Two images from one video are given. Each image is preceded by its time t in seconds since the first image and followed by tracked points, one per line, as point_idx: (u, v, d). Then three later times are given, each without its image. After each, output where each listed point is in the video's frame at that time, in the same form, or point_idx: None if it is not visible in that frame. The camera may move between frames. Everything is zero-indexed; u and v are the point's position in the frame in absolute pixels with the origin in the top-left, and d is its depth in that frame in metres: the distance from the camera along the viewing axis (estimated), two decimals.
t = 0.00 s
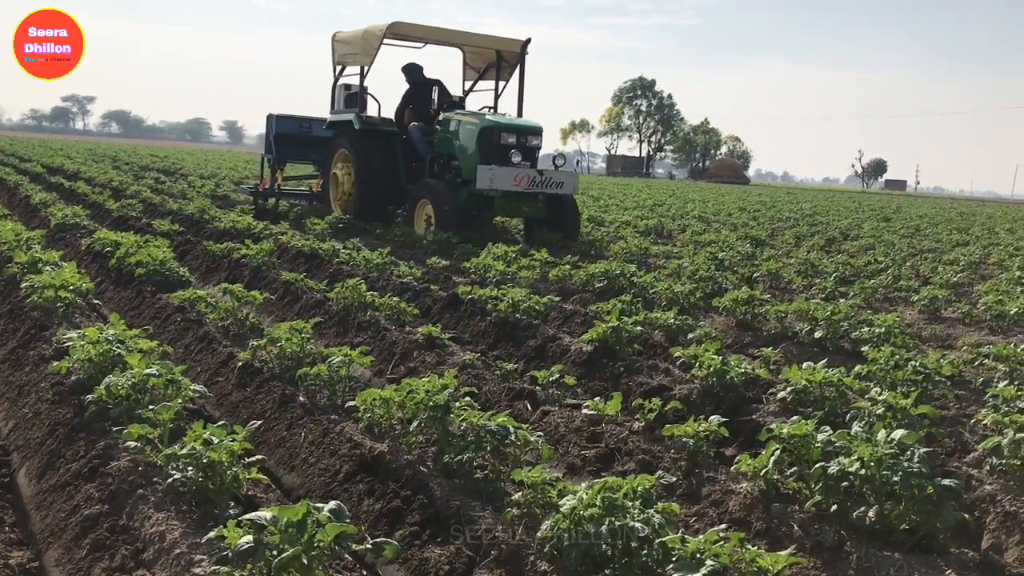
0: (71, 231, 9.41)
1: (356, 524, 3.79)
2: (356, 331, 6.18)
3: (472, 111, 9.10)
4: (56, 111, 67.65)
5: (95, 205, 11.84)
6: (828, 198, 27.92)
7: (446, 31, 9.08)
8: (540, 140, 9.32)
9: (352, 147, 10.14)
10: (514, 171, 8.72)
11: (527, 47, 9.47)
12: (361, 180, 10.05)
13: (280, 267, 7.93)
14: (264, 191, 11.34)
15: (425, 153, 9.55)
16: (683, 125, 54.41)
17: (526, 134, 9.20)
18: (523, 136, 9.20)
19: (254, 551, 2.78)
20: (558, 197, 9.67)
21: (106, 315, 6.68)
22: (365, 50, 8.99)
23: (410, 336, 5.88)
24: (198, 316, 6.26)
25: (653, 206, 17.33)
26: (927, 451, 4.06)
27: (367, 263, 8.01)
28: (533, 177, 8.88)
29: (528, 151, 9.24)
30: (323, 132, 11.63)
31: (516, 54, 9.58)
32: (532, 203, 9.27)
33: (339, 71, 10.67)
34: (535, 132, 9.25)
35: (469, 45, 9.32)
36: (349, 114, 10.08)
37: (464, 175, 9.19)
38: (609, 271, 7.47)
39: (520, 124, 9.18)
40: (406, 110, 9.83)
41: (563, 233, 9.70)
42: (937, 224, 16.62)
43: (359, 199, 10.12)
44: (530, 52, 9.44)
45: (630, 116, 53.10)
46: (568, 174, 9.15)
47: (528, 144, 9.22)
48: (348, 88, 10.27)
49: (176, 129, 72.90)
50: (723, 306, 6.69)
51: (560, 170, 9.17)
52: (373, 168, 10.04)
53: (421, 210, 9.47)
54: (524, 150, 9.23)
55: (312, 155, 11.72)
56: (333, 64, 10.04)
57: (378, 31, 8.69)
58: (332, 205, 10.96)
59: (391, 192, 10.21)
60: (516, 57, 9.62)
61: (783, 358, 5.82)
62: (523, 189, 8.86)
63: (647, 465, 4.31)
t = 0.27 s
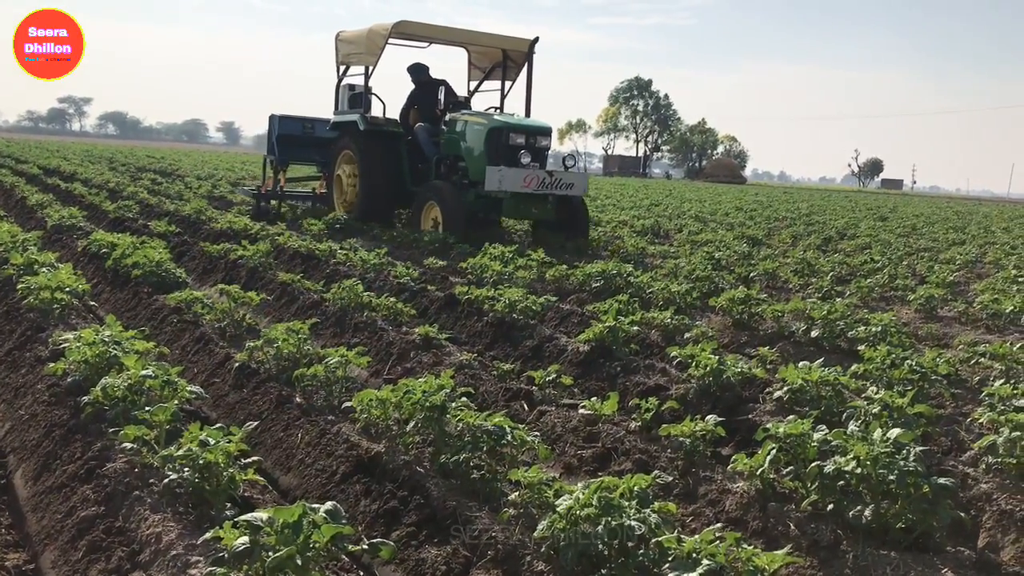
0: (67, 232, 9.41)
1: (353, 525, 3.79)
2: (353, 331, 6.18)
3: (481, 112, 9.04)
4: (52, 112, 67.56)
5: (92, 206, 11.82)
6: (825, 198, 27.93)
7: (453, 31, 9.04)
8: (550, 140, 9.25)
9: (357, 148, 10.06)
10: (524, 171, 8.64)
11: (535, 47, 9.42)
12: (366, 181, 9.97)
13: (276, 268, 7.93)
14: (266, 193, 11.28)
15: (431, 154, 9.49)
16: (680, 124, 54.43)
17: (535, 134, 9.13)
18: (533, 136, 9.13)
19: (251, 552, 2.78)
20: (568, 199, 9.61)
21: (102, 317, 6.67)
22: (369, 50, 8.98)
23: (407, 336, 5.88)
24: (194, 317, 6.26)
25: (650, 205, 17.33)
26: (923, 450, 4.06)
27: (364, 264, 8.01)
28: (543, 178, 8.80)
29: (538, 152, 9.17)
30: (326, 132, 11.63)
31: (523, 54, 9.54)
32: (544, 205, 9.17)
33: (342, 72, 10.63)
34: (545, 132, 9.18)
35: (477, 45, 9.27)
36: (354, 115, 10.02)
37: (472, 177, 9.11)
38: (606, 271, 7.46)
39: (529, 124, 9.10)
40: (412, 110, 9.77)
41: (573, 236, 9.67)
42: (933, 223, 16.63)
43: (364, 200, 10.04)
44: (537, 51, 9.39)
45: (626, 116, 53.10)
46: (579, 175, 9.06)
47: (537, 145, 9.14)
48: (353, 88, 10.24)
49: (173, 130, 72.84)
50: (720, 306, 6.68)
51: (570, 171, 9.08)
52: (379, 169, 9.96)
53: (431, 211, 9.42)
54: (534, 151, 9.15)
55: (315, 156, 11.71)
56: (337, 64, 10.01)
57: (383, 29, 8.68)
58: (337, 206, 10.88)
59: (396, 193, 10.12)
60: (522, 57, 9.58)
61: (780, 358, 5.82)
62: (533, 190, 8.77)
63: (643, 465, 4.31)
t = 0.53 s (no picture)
0: (64, 233, 9.39)
1: (351, 525, 3.78)
2: (351, 331, 6.17)
3: (488, 111, 8.94)
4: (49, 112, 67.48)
5: (89, 207, 11.79)
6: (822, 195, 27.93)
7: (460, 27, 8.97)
8: (559, 138, 9.16)
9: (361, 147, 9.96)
10: (533, 171, 8.55)
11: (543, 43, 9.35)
12: (371, 180, 9.87)
13: (273, 268, 7.91)
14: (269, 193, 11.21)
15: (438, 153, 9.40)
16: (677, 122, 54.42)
17: (544, 132, 9.04)
18: (542, 135, 9.04)
19: (248, 552, 2.77)
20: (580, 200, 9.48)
21: (99, 317, 6.66)
22: (374, 46, 8.94)
23: (404, 336, 5.86)
24: (191, 317, 6.24)
25: (647, 203, 17.32)
26: (921, 446, 4.06)
27: (361, 263, 8.00)
28: (553, 177, 8.71)
29: (547, 150, 9.08)
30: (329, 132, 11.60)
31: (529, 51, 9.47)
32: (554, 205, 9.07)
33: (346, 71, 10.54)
34: (554, 129, 9.08)
35: (484, 41, 9.20)
36: (359, 113, 9.92)
37: (481, 176, 9.02)
38: (604, 270, 7.44)
39: (537, 122, 9.01)
40: (417, 108, 9.68)
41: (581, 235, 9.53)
42: (930, 220, 16.63)
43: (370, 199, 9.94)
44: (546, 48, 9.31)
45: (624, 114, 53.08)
46: (590, 173, 8.96)
47: (547, 143, 9.05)
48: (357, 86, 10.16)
49: (170, 130, 72.77)
50: (717, 303, 6.66)
51: (580, 169, 8.99)
52: (384, 168, 9.86)
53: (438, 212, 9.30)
54: (543, 149, 9.06)
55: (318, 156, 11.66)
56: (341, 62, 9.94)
57: (388, 26, 8.65)
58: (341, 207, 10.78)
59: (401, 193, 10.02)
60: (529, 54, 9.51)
61: (778, 355, 5.81)
62: (544, 190, 8.68)
63: (642, 463, 4.30)
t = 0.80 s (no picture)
0: (61, 232, 9.37)
1: (348, 523, 3.78)
2: (349, 329, 6.16)
3: (498, 108, 8.75)
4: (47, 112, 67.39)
5: (86, 206, 11.78)
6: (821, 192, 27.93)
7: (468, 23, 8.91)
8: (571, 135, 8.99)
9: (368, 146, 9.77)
10: (546, 169, 8.38)
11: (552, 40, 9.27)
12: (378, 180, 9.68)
13: (271, 266, 7.90)
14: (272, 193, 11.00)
15: (445, 152, 9.21)
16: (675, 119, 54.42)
17: (556, 130, 8.86)
18: (553, 132, 8.86)
19: (244, 550, 2.77)
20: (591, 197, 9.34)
21: (97, 317, 6.65)
22: (381, 43, 8.90)
23: (402, 333, 5.86)
24: (189, 316, 6.24)
25: (645, 201, 17.32)
26: (919, 442, 4.05)
27: (359, 262, 8.00)
28: (566, 176, 8.54)
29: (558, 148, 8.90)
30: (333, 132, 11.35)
31: (537, 48, 9.40)
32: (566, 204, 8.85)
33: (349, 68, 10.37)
34: (565, 127, 8.91)
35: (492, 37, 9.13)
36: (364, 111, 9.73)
37: (490, 175, 8.83)
38: (602, 266, 7.41)
39: (549, 120, 8.83)
40: (425, 106, 9.49)
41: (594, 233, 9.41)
42: (929, 216, 16.64)
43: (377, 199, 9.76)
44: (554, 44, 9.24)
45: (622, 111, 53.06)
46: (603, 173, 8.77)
47: (559, 141, 8.87)
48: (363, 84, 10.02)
49: (168, 129, 72.75)
50: (716, 300, 6.64)
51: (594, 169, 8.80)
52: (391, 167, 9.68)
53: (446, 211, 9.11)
54: (554, 147, 8.89)
55: (322, 157, 11.43)
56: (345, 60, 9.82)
57: (394, 22, 8.61)
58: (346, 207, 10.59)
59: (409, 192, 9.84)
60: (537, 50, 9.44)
61: (777, 351, 5.81)
62: (555, 189, 8.50)
63: (640, 460, 4.30)
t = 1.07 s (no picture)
0: (59, 232, 9.37)
1: (347, 522, 3.78)
2: (347, 328, 6.15)
3: (509, 106, 8.66)
4: (45, 113, 67.31)
5: (84, 207, 11.76)
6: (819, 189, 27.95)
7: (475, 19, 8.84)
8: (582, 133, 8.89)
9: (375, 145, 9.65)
10: (557, 168, 8.29)
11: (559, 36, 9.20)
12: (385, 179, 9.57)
13: (269, 266, 7.89)
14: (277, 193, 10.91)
15: (452, 151, 9.14)
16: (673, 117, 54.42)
17: (567, 127, 8.76)
18: (564, 130, 8.76)
19: (242, 550, 2.77)
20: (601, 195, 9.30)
21: (94, 317, 6.64)
22: (387, 40, 8.85)
23: (400, 332, 5.85)
24: (187, 316, 6.23)
25: (643, 198, 17.33)
26: (917, 439, 4.05)
27: (357, 261, 7.99)
28: (577, 174, 8.45)
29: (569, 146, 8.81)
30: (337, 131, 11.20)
31: (544, 45, 9.33)
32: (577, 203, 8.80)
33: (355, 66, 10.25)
34: (576, 125, 8.81)
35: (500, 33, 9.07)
36: (370, 109, 9.61)
37: (500, 174, 8.77)
38: (600, 264, 7.38)
39: (560, 117, 8.75)
40: (432, 104, 9.40)
41: (604, 235, 9.42)
42: (927, 212, 16.65)
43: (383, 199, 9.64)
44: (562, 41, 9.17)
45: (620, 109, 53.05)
46: (615, 171, 8.70)
47: (570, 139, 8.80)
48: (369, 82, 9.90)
49: (166, 129, 72.72)
50: (714, 297, 6.63)
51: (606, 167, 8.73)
52: (398, 166, 9.56)
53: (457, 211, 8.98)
54: (565, 145, 8.80)
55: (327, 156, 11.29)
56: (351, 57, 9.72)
57: (401, 19, 8.56)
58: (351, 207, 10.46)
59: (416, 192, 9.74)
60: (545, 47, 9.37)
61: (775, 349, 5.81)
62: (567, 188, 8.44)
63: (638, 458, 4.30)
